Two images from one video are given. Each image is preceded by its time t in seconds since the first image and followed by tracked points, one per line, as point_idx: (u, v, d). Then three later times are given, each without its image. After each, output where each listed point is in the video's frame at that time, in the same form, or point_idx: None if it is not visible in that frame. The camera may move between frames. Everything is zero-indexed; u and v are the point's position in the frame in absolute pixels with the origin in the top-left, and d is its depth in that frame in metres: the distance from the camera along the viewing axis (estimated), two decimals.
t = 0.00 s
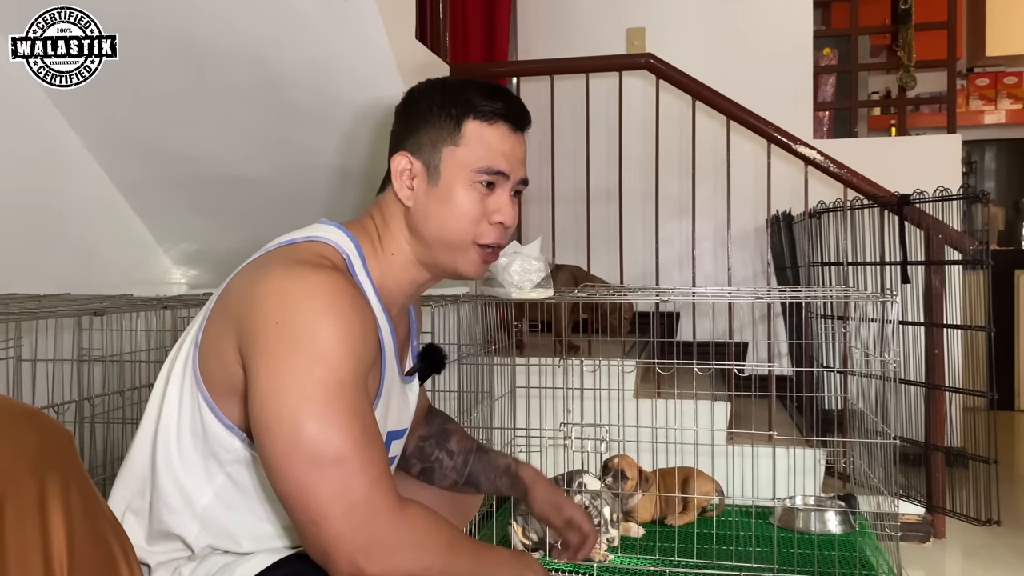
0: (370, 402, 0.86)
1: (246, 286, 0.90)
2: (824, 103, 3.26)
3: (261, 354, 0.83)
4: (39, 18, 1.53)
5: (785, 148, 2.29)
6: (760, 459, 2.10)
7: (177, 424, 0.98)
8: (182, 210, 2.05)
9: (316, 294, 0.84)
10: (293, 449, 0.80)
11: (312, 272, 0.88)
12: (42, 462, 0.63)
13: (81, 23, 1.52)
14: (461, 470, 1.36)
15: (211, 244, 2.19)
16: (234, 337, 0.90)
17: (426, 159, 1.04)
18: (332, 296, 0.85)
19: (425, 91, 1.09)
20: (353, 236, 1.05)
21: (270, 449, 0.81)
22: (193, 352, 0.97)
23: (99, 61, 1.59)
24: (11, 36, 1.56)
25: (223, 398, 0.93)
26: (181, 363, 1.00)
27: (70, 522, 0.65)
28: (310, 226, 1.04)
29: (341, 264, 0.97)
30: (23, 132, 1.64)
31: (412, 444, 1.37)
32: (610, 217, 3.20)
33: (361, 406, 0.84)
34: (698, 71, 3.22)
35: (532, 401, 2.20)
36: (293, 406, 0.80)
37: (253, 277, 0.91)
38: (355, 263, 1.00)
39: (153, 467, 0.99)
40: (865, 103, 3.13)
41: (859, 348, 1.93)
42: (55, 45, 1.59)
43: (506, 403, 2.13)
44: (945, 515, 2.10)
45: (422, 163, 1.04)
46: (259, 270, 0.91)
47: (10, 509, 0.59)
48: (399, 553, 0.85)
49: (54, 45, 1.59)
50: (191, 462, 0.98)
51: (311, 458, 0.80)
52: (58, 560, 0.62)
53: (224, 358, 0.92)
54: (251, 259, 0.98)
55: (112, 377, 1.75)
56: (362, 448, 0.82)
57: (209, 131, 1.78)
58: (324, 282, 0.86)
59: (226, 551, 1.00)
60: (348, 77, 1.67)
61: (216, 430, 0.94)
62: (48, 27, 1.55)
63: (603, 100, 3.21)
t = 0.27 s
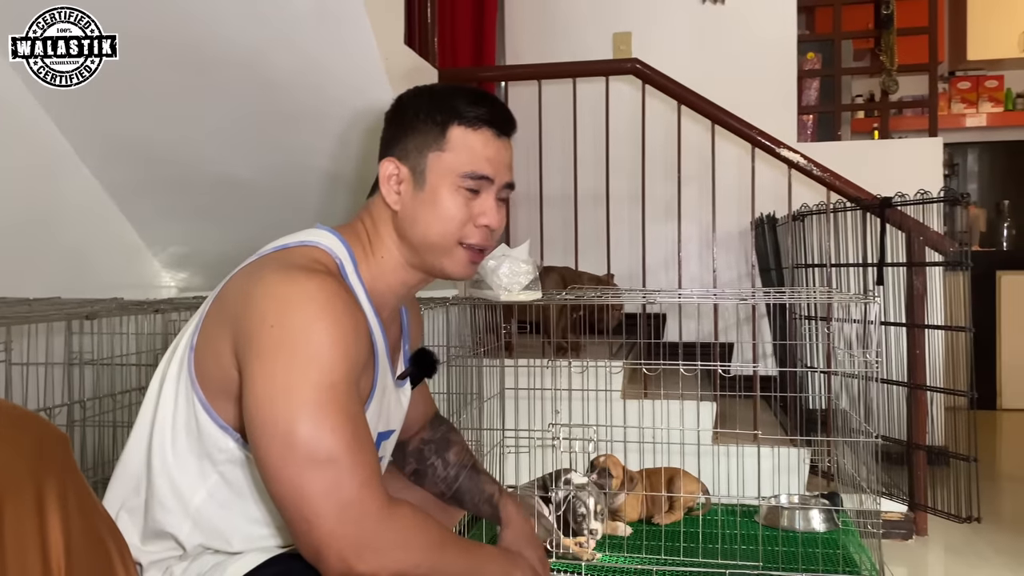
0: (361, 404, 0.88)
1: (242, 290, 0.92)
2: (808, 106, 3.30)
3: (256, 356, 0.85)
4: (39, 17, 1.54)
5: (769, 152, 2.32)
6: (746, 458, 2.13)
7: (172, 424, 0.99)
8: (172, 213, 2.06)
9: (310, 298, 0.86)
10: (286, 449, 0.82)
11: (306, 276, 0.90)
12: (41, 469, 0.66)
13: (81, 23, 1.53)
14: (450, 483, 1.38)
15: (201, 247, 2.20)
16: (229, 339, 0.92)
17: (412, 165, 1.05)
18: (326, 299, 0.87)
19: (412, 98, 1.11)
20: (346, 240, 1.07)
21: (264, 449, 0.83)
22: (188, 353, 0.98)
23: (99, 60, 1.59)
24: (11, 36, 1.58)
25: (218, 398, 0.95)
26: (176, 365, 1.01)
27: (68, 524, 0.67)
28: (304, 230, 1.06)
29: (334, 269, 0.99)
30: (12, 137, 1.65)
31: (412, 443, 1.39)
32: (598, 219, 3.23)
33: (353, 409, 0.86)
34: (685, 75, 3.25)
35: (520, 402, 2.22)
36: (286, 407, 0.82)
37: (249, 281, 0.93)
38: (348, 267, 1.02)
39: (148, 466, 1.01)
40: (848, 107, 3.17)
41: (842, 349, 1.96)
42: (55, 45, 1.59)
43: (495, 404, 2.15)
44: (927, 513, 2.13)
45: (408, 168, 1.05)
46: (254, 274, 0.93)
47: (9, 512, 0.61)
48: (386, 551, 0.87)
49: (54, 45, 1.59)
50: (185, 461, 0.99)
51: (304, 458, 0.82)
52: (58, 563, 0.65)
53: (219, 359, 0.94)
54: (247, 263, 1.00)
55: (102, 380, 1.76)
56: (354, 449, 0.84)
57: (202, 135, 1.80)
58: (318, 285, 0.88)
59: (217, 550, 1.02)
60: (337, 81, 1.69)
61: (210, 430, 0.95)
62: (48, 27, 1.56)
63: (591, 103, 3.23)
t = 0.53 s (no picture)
0: (338, 403, 0.89)
1: (219, 291, 0.93)
2: (792, 109, 3.33)
3: (233, 356, 0.86)
4: (39, 17, 1.53)
5: (752, 154, 2.35)
6: (730, 458, 2.15)
7: (152, 425, 1.00)
8: (157, 214, 2.06)
9: (285, 297, 0.87)
10: (263, 448, 0.83)
11: (282, 275, 0.90)
12: (28, 470, 0.66)
13: (81, 22, 1.53)
14: (435, 483, 1.38)
15: (186, 247, 2.20)
16: (206, 340, 0.93)
17: (374, 161, 1.07)
18: (301, 299, 0.88)
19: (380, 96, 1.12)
20: (321, 239, 1.09)
21: (242, 448, 0.84)
22: (168, 354, 0.99)
23: (99, 61, 1.59)
24: (11, 36, 1.57)
25: (196, 399, 0.95)
26: (156, 366, 1.02)
27: (58, 524, 0.67)
28: (281, 232, 1.06)
29: (311, 269, 1.00)
30: None
31: (400, 441, 1.39)
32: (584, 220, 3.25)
33: (330, 407, 0.87)
34: (670, 77, 3.28)
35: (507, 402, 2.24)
36: (263, 406, 0.83)
37: (225, 282, 0.93)
38: (324, 267, 1.03)
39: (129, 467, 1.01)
40: (832, 109, 3.20)
41: (826, 348, 1.98)
42: (55, 46, 1.58)
43: (481, 405, 2.16)
44: (909, 511, 2.16)
45: (370, 164, 1.07)
46: (231, 275, 0.94)
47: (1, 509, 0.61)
48: (364, 547, 0.88)
49: (55, 45, 1.58)
50: (166, 462, 1.00)
51: (281, 456, 0.83)
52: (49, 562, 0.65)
53: (196, 361, 0.94)
54: (225, 264, 1.01)
55: (90, 380, 1.75)
56: (330, 447, 0.85)
57: (187, 136, 1.80)
58: (293, 285, 0.89)
59: (199, 550, 1.03)
60: (325, 83, 1.70)
61: (189, 430, 0.96)
62: (48, 27, 1.55)
63: (577, 104, 3.25)
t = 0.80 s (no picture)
0: (323, 394, 0.89)
1: (204, 283, 0.93)
2: (780, 108, 3.35)
3: (217, 348, 0.86)
4: (39, 17, 1.53)
5: (741, 153, 2.36)
6: (719, 454, 2.16)
7: (138, 420, 0.99)
8: (145, 210, 2.05)
9: (270, 289, 0.87)
10: (247, 440, 0.83)
11: (266, 266, 0.90)
12: (15, 456, 0.65)
13: (81, 23, 1.52)
14: (428, 475, 1.37)
15: (174, 243, 2.19)
16: (191, 332, 0.92)
17: (355, 149, 1.08)
18: (286, 291, 0.88)
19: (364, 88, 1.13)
20: (304, 230, 1.08)
21: (225, 440, 0.84)
22: (154, 348, 0.98)
23: (99, 61, 1.59)
24: (11, 36, 1.57)
25: (181, 391, 0.94)
26: (142, 361, 1.01)
27: (45, 513, 0.67)
28: (266, 223, 1.06)
29: (296, 260, 0.99)
30: None
31: (392, 433, 1.38)
32: (573, 219, 3.26)
33: (315, 398, 0.87)
34: (659, 77, 3.29)
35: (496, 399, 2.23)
36: (247, 398, 0.83)
37: (210, 274, 0.93)
38: (309, 258, 1.03)
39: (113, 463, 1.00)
40: (820, 109, 3.22)
41: (814, 345, 2.00)
42: (55, 45, 1.59)
43: (471, 401, 2.15)
44: (895, 507, 2.18)
45: (352, 153, 1.08)
46: (216, 267, 0.93)
47: None
48: (350, 540, 0.88)
49: (55, 45, 1.59)
50: (152, 457, 0.99)
51: (266, 448, 0.83)
52: (34, 551, 0.64)
53: (182, 353, 0.94)
54: (209, 256, 1.00)
55: (79, 375, 1.74)
56: (315, 439, 0.85)
57: (175, 132, 1.79)
58: (277, 277, 0.89)
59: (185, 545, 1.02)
60: (316, 79, 1.69)
61: (175, 425, 0.95)
62: (48, 27, 1.55)
63: (567, 103, 3.26)
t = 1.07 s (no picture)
0: (309, 391, 0.88)
1: (189, 277, 0.91)
2: (771, 107, 3.35)
3: (201, 343, 0.84)
4: (39, 17, 1.53)
5: (731, 150, 2.36)
6: (708, 452, 2.16)
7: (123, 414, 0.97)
8: (132, 205, 2.03)
9: (255, 285, 0.86)
10: (230, 437, 0.82)
11: (251, 261, 0.89)
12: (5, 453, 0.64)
13: (81, 23, 1.53)
14: (427, 463, 1.37)
15: (160, 238, 2.17)
16: (176, 327, 0.91)
17: (388, 163, 1.04)
18: (271, 286, 0.86)
19: (383, 93, 1.09)
20: (292, 226, 1.06)
21: (209, 436, 0.83)
22: (138, 343, 0.97)
23: (99, 61, 1.59)
24: (11, 36, 1.58)
25: (165, 386, 0.93)
26: (127, 355, 0.99)
27: (32, 512, 0.66)
28: (252, 218, 1.04)
29: (283, 255, 0.98)
30: None
31: (381, 429, 1.36)
32: (564, 216, 3.25)
33: (301, 395, 0.86)
34: (651, 74, 3.29)
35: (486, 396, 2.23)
36: (230, 395, 0.82)
37: (195, 268, 0.92)
38: (295, 253, 1.01)
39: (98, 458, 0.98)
40: (810, 108, 3.23)
41: (803, 343, 2.00)
42: (55, 46, 1.59)
43: (461, 398, 2.15)
44: (883, 505, 2.19)
45: (383, 165, 1.04)
46: (203, 261, 0.92)
47: None
48: (336, 538, 0.87)
49: (55, 46, 1.59)
50: (137, 452, 0.97)
51: (249, 445, 0.82)
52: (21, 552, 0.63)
53: (166, 349, 0.92)
54: (195, 251, 0.99)
55: (65, 370, 1.72)
56: (300, 436, 0.84)
57: (163, 128, 1.77)
58: (262, 272, 0.87)
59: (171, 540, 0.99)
60: (306, 74, 1.68)
61: (159, 420, 0.93)
62: (48, 27, 1.56)
63: (558, 99, 3.25)
